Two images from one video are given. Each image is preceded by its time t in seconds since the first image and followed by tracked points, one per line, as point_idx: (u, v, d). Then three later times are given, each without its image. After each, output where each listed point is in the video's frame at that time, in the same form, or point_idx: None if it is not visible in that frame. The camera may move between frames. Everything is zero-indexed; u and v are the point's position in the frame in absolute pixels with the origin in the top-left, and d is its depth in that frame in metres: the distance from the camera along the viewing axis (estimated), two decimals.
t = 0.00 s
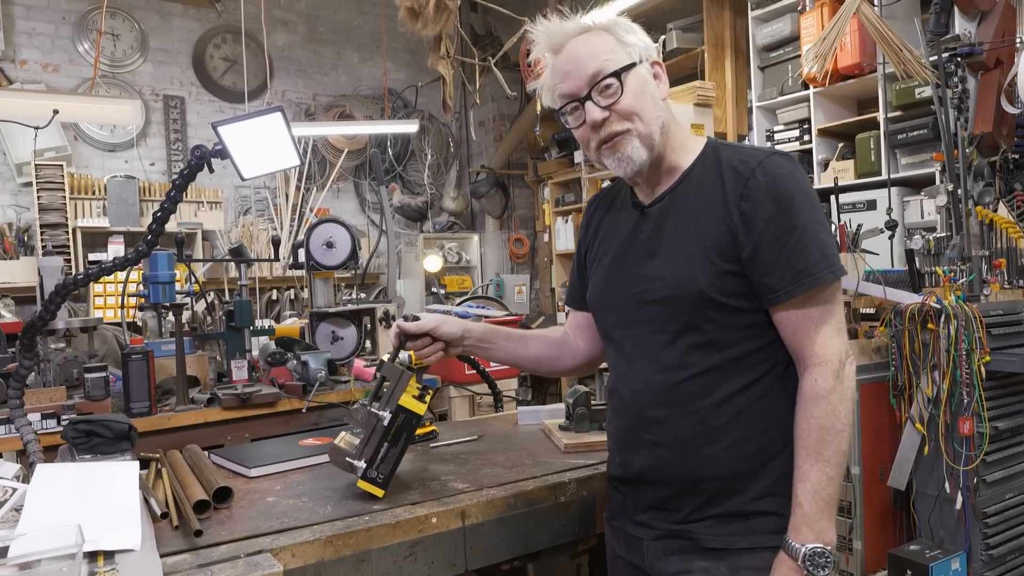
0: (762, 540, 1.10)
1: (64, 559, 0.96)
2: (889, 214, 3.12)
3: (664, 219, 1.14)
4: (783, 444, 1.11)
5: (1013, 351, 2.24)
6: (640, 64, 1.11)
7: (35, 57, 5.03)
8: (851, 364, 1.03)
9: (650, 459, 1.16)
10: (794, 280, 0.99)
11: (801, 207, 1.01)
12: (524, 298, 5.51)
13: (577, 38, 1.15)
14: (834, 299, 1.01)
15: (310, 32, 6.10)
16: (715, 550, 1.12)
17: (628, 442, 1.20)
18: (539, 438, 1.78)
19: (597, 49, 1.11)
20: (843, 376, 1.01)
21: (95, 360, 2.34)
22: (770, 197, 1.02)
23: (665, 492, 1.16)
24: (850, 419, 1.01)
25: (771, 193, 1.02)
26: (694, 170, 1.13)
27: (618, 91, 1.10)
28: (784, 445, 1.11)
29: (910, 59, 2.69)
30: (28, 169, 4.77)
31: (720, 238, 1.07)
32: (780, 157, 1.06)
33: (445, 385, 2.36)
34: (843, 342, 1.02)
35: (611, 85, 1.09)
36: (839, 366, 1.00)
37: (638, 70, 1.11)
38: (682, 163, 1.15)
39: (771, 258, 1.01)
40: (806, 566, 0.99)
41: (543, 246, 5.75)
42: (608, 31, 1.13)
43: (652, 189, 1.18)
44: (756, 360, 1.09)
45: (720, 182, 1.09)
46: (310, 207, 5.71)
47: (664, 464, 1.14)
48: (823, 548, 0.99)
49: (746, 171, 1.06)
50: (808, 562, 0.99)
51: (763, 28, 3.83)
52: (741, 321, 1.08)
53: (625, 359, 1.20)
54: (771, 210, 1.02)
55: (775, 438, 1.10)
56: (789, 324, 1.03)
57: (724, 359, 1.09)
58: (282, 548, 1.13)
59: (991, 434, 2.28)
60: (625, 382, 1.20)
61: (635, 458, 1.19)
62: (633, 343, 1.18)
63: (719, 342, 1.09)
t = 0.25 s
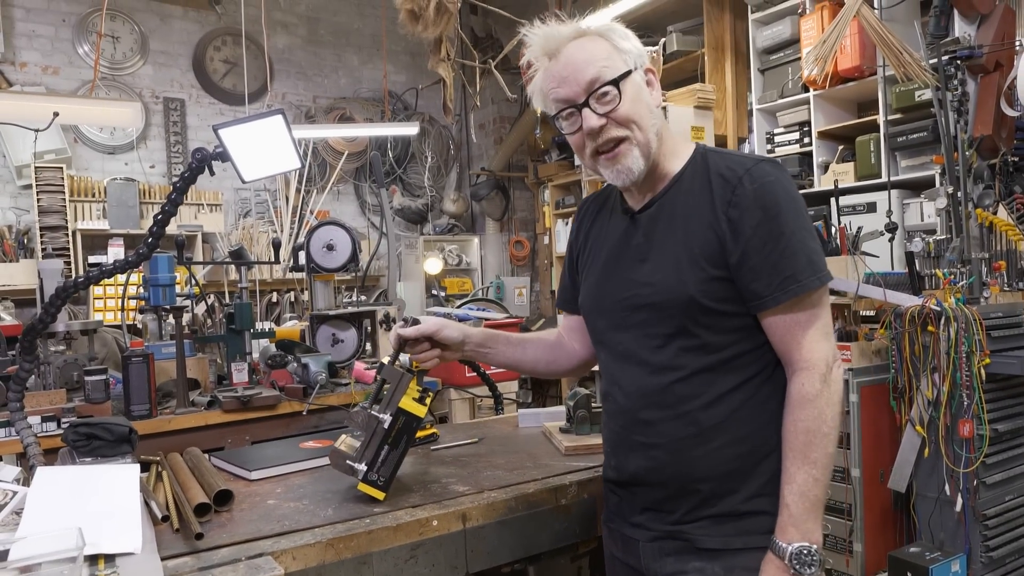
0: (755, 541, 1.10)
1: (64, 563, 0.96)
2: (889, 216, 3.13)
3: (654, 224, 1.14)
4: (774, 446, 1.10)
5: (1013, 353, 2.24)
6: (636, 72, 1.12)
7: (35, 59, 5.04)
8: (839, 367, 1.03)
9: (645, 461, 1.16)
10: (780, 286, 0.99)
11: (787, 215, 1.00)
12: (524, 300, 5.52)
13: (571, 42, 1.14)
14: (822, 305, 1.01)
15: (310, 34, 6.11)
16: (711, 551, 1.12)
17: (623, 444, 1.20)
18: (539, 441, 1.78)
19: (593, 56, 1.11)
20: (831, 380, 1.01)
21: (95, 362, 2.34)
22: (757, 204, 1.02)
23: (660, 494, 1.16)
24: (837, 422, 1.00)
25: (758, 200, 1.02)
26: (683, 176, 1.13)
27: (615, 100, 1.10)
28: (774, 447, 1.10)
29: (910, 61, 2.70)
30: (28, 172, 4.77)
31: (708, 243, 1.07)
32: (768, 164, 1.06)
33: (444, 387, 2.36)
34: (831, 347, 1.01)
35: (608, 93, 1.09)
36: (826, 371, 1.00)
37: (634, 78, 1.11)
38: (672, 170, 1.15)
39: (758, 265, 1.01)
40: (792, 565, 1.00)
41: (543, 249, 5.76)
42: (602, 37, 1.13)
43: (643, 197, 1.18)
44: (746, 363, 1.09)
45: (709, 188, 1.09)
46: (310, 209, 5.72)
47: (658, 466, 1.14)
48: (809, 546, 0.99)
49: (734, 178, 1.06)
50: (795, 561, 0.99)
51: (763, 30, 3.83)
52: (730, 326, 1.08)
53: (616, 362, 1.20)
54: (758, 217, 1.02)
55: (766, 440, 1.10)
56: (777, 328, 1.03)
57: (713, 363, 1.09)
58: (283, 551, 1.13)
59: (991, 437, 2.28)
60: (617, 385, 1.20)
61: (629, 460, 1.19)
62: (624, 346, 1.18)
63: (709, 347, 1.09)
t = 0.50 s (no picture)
0: (756, 540, 1.10)
1: (65, 562, 0.96)
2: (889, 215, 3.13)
3: (652, 223, 1.14)
4: (775, 444, 1.10)
5: (1013, 352, 2.24)
6: (628, 75, 1.11)
7: (34, 59, 5.03)
8: (839, 364, 1.02)
9: (645, 460, 1.16)
10: (778, 283, 1.00)
11: (785, 211, 1.00)
12: (524, 300, 5.52)
13: (564, 46, 1.14)
14: (821, 301, 1.01)
15: (310, 34, 6.11)
16: (711, 550, 1.12)
17: (623, 444, 1.20)
18: (539, 440, 1.78)
19: (585, 60, 1.11)
20: (831, 376, 1.00)
21: (95, 362, 2.34)
22: (755, 201, 1.02)
23: (661, 493, 1.16)
24: (838, 417, 1.00)
25: (755, 197, 1.02)
26: (680, 175, 1.12)
27: (607, 103, 1.09)
28: (776, 445, 1.10)
29: (910, 60, 2.70)
30: (27, 172, 4.77)
31: (705, 242, 1.07)
32: (765, 160, 1.06)
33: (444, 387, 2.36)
34: (831, 343, 1.01)
35: (600, 98, 1.09)
36: (826, 368, 1.00)
37: (627, 80, 1.10)
38: (668, 170, 1.14)
39: (756, 262, 1.01)
40: (797, 563, 1.00)
41: (543, 248, 5.75)
42: (595, 41, 1.13)
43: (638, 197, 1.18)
44: (745, 360, 1.09)
45: (706, 187, 1.09)
46: (310, 209, 5.71)
47: (658, 465, 1.14)
48: (813, 543, 0.99)
49: (731, 176, 1.06)
50: (800, 557, 0.99)
51: (763, 30, 3.83)
52: (729, 323, 1.08)
53: (616, 361, 1.20)
54: (755, 214, 1.02)
55: (767, 439, 1.10)
56: (776, 325, 1.03)
57: (712, 361, 1.09)
58: (284, 551, 1.13)
59: (991, 435, 2.28)
60: (617, 384, 1.20)
61: (629, 460, 1.19)
62: (624, 346, 1.18)
63: (707, 345, 1.09)
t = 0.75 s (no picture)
0: (757, 545, 1.10)
1: (64, 563, 0.96)
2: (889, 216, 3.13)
3: (660, 225, 1.14)
4: (779, 450, 1.10)
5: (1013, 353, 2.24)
6: (612, 91, 1.08)
7: (34, 60, 5.03)
8: (848, 372, 1.02)
9: (647, 463, 1.17)
10: (786, 289, 0.99)
11: (795, 216, 1.00)
12: (523, 300, 5.52)
13: (556, 58, 1.14)
14: (830, 307, 1.00)
15: (310, 34, 6.11)
16: (710, 553, 1.12)
17: (626, 446, 1.21)
18: (539, 441, 1.77)
19: (565, 80, 1.10)
20: (839, 385, 1.00)
21: (95, 363, 2.35)
22: (764, 205, 1.01)
23: (661, 495, 1.17)
24: (844, 428, 1.00)
25: (764, 201, 1.01)
26: (690, 177, 1.12)
27: (581, 127, 1.09)
28: (779, 451, 1.10)
29: (910, 61, 2.70)
30: (27, 172, 4.77)
31: (713, 245, 1.07)
32: (776, 163, 1.05)
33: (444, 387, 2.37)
34: (840, 351, 1.00)
35: (574, 122, 1.10)
36: (833, 376, 0.99)
37: (610, 97, 1.08)
38: (674, 173, 1.14)
39: (764, 267, 1.01)
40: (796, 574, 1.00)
41: (542, 249, 5.75)
42: (584, 53, 1.10)
43: (646, 197, 1.18)
44: (752, 366, 1.09)
45: (715, 188, 1.09)
46: (310, 209, 5.71)
47: (660, 468, 1.15)
48: (813, 554, 0.99)
49: (741, 178, 1.05)
50: (797, 568, 1.00)
51: (762, 30, 3.83)
52: (735, 328, 1.08)
53: (623, 362, 1.21)
54: (764, 218, 1.01)
55: (771, 444, 1.10)
56: (785, 331, 1.03)
57: (719, 365, 1.09)
58: (283, 552, 1.13)
59: (991, 436, 2.28)
60: (623, 385, 1.20)
61: (632, 462, 1.20)
62: (631, 347, 1.18)
63: (714, 349, 1.09)
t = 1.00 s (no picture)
0: (752, 549, 1.10)
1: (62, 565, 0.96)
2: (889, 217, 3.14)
3: (659, 226, 1.14)
4: (777, 454, 1.10)
5: (1011, 353, 2.23)
6: (606, 92, 1.08)
7: (33, 60, 5.03)
8: (848, 375, 1.01)
9: (643, 464, 1.17)
10: (782, 292, 0.98)
11: (790, 217, 0.99)
12: (523, 301, 5.52)
13: (552, 59, 1.14)
14: (828, 309, 0.99)
15: (309, 35, 6.11)
16: (706, 555, 1.12)
17: (623, 446, 1.22)
18: (538, 442, 1.77)
19: (560, 82, 1.11)
20: (837, 389, 0.99)
21: (93, 363, 2.34)
22: (760, 206, 1.01)
23: (657, 497, 1.17)
24: (842, 432, 0.99)
25: (760, 202, 1.01)
26: (688, 177, 1.11)
27: (576, 128, 1.10)
28: (778, 455, 1.10)
29: (908, 62, 2.70)
30: (26, 173, 4.77)
31: (709, 246, 1.07)
32: (774, 162, 1.04)
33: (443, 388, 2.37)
34: (838, 354, 1.00)
35: (568, 123, 1.10)
36: (831, 380, 0.99)
37: (603, 99, 1.08)
38: (672, 174, 1.13)
39: (759, 269, 1.00)
40: None
41: (542, 249, 5.74)
42: (578, 55, 1.10)
43: (644, 197, 1.19)
44: (750, 367, 1.08)
45: (713, 188, 1.08)
46: (309, 210, 5.71)
47: (656, 469, 1.15)
48: (809, 561, 0.99)
49: (738, 179, 1.05)
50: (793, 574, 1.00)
51: (761, 31, 3.84)
52: (732, 330, 1.08)
53: (623, 363, 1.21)
54: (760, 219, 1.00)
55: (769, 448, 1.09)
56: (783, 334, 1.02)
57: (716, 367, 1.08)
58: (282, 553, 1.13)
59: (990, 436, 2.28)
60: (622, 386, 1.21)
61: (629, 462, 1.21)
62: (630, 347, 1.18)
63: (711, 350, 1.09)
